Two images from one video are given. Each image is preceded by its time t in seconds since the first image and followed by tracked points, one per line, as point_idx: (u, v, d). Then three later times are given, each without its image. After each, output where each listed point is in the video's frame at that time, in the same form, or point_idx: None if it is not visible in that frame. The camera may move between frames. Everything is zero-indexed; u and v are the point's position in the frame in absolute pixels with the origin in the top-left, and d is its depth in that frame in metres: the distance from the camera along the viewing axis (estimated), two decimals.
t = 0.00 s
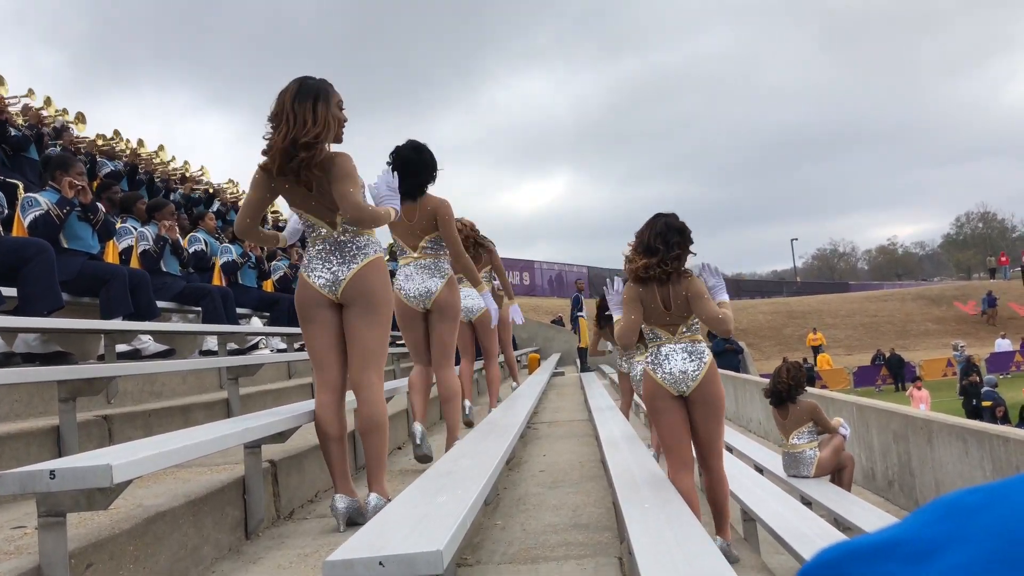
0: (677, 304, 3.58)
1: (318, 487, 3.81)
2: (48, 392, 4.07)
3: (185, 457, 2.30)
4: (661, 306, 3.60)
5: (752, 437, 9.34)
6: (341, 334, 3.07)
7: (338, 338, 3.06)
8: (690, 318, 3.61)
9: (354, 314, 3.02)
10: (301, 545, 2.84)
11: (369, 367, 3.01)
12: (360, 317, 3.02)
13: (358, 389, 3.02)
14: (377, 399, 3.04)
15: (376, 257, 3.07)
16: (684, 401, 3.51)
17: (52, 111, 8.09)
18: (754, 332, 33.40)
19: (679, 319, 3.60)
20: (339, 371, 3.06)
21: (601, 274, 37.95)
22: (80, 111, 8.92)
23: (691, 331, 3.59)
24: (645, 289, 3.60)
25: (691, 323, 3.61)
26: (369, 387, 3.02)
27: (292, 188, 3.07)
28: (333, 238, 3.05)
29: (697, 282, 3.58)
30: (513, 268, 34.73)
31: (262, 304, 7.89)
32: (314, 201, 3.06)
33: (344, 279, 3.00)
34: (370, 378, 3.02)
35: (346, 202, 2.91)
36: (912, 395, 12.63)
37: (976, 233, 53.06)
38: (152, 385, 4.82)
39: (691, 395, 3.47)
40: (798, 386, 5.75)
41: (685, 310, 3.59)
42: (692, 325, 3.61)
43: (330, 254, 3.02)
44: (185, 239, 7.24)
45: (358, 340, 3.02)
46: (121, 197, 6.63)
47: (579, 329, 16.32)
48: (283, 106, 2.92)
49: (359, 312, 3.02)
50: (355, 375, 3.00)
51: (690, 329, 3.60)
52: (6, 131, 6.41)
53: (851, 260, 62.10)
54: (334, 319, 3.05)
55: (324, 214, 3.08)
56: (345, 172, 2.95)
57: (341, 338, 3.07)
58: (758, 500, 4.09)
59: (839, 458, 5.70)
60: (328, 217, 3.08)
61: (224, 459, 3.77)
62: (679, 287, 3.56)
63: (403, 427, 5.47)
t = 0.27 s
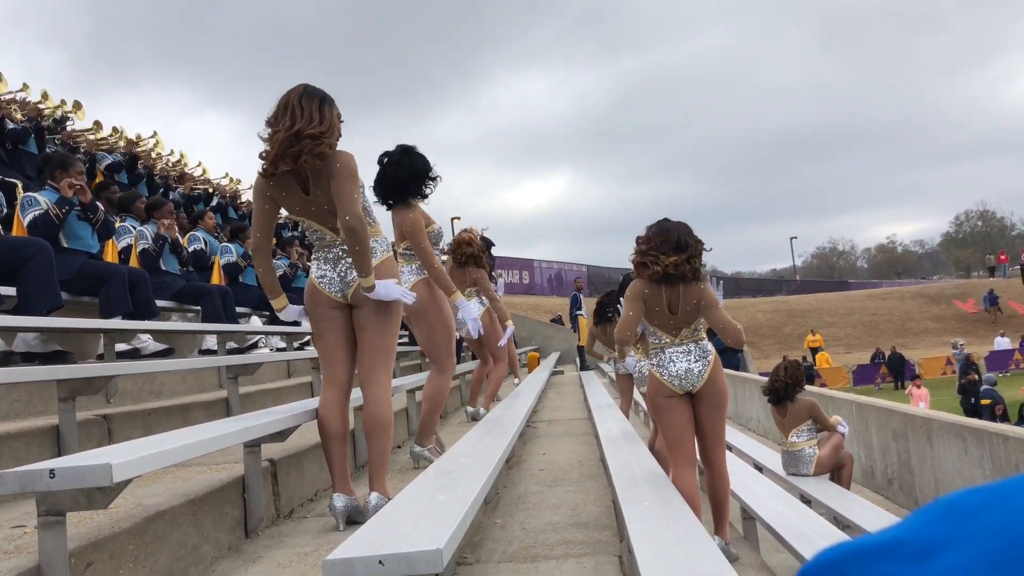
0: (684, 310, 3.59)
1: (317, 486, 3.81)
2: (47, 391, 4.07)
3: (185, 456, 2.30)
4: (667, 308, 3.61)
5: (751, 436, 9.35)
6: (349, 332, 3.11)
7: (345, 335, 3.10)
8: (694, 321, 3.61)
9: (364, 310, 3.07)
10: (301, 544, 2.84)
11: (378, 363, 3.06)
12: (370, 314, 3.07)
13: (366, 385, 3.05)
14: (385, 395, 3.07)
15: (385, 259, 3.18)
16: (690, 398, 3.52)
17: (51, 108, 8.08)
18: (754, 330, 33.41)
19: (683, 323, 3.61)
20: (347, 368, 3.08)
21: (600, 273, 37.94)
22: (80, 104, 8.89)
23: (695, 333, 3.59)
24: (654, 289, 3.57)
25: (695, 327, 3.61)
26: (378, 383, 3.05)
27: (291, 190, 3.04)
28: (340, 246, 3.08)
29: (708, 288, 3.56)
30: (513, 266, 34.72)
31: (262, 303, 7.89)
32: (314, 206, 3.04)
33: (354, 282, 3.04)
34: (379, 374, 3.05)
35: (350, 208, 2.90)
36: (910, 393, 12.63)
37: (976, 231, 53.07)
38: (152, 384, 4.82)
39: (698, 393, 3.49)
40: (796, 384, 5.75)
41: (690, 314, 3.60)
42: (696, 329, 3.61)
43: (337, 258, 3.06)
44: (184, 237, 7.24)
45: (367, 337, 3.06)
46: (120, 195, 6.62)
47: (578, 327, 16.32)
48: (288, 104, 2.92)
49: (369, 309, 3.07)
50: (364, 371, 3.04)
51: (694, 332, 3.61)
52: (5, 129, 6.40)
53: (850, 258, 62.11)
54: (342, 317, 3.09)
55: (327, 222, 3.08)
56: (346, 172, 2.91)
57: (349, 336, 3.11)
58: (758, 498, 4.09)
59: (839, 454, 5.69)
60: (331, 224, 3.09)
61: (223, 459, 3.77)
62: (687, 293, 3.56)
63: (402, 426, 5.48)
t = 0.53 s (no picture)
0: (687, 304, 3.59)
1: (316, 485, 3.81)
2: (45, 390, 4.06)
3: (184, 456, 2.30)
4: (669, 301, 3.60)
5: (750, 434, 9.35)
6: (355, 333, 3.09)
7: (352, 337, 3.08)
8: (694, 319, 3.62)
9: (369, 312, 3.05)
10: (300, 543, 2.84)
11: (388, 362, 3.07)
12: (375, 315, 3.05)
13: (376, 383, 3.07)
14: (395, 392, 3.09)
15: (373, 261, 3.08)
16: (689, 399, 3.52)
17: (49, 108, 8.08)
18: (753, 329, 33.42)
19: (682, 321, 3.61)
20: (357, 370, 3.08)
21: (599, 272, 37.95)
22: (78, 106, 8.89)
23: (693, 334, 3.59)
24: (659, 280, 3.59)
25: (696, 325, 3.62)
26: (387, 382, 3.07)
27: (290, 184, 3.03)
28: (331, 247, 3.03)
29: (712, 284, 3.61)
30: (512, 266, 34.71)
31: (261, 302, 7.88)
32: (307, 197, 3.00)
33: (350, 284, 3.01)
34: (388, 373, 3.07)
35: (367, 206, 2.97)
36: (909, 392, 12.64)
37: (974, 230, 53.11)
38: (151, 383, 4.82)
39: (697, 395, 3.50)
40: (796, 383, 5.77)
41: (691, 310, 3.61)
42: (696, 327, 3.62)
43: (330, 261, 3.02)
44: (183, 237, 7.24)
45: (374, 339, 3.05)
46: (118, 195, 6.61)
47: (577, 327, 16.32)
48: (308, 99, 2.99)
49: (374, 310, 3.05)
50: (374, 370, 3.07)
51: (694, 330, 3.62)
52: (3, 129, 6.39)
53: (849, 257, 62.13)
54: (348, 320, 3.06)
55: (313, 215, 3.02)
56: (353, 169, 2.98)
57: (355, 338, 3.09)
58: (756, 497, 4.10)
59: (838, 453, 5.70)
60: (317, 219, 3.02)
61: (222, 458, 3.77)
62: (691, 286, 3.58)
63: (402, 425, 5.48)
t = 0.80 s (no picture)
0: (682, 287, 3.64)
1: (316, 484, 3.82)
2: (44, 390, 4.06)
3: (184, 455, 2.30)
4: (663, 284, 3.64)
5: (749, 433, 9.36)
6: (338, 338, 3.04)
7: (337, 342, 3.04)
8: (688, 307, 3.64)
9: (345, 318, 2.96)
10: (299, 542, 2.84)
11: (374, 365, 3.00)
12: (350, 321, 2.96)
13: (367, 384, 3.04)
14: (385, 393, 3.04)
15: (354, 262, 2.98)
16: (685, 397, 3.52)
17: (47, 108, 8.07)
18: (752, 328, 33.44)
19: (677, 308, 3.62)
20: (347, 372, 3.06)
21: (598, 271, 37.95)
22: (76, 107, 8.88)
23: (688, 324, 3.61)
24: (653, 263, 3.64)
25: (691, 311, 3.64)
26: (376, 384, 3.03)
27: (295, 167, 3.10)
28: (315, 241, 2.98)
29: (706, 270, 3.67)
30: (510, 265, 34.71)
31: (260, 302, 7.88)
32: (310, 178, 3.05)
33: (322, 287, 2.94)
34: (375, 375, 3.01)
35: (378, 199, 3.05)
36: (908, 391, 12.66)
37: (973, 229, 53.15)
38: (150, 382, 4.81)
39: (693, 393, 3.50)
40: (796, 382, 5.79)
41: (685, 297, 3.63)
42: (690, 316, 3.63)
43: (309, 258, 2.97)
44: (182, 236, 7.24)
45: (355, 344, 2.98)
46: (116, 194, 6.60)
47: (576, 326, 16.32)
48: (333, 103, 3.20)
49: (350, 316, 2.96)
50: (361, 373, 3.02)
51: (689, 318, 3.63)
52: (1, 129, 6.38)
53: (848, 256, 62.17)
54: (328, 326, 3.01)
55: (308, 199, 3.04)
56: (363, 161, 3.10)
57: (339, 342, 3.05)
58: (755, 495, 4.10)
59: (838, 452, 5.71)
60: (310, 202, 3.03)
61: (221, 457, 3.77)
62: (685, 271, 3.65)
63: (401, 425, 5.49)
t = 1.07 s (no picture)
0: (675, 286, 3.64)
1: (315, 484, 3.82)
2: (44, 390, 4.06)
3: (184, 455, 2.30)
4: (656, 284, 3.65)
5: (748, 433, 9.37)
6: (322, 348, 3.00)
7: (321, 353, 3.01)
8: (684, 304, 3.64)
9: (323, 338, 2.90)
10: (299, 542, 2.84)
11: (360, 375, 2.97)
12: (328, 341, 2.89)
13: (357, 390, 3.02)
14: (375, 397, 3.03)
15: (335, 282, 2.89)
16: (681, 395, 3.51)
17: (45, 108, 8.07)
18: (751, 327, 33.45)
19: (672, 305, 3.63)
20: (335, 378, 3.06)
21: (597, 270, 37.96)
22: (74, 108, 8.88)
23: (684, 321, 3.61)
24: (644, 268, 3.65)
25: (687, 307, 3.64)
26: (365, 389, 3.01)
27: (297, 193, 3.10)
28: (303, 259, 2.94)
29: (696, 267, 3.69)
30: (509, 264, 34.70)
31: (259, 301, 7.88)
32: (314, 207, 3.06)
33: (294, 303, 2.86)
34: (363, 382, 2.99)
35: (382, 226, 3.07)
36: (907, 390, 12.66)
37: (971, 229, 53.19)
38: (149, 382, 4.81)
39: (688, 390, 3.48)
40: (795, 382, 5.81)
41: (679, 294, 3.63)
42: (687, 313, 3.63)
43: (289, 275, 2.91)
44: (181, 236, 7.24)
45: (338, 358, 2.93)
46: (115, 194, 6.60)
47: (575, 326, 16.32)
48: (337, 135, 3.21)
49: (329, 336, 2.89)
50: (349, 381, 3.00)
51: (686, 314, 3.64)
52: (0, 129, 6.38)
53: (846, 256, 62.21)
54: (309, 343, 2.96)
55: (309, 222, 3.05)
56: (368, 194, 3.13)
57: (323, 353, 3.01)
58: (755, 495, 4.10)
59: (837, 452, 5.71)
60: (312, 225, 3.03)
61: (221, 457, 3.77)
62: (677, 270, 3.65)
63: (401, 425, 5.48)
